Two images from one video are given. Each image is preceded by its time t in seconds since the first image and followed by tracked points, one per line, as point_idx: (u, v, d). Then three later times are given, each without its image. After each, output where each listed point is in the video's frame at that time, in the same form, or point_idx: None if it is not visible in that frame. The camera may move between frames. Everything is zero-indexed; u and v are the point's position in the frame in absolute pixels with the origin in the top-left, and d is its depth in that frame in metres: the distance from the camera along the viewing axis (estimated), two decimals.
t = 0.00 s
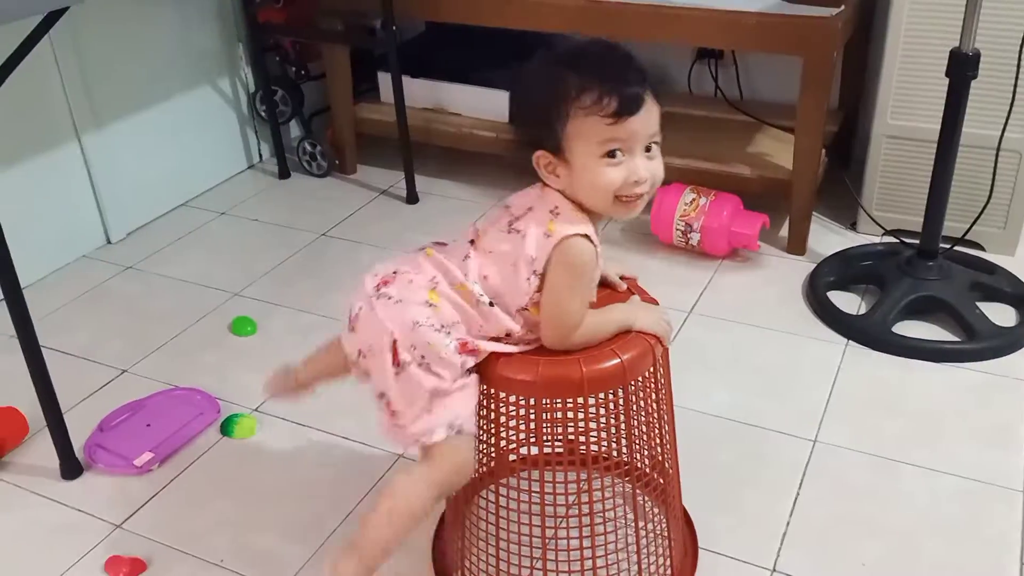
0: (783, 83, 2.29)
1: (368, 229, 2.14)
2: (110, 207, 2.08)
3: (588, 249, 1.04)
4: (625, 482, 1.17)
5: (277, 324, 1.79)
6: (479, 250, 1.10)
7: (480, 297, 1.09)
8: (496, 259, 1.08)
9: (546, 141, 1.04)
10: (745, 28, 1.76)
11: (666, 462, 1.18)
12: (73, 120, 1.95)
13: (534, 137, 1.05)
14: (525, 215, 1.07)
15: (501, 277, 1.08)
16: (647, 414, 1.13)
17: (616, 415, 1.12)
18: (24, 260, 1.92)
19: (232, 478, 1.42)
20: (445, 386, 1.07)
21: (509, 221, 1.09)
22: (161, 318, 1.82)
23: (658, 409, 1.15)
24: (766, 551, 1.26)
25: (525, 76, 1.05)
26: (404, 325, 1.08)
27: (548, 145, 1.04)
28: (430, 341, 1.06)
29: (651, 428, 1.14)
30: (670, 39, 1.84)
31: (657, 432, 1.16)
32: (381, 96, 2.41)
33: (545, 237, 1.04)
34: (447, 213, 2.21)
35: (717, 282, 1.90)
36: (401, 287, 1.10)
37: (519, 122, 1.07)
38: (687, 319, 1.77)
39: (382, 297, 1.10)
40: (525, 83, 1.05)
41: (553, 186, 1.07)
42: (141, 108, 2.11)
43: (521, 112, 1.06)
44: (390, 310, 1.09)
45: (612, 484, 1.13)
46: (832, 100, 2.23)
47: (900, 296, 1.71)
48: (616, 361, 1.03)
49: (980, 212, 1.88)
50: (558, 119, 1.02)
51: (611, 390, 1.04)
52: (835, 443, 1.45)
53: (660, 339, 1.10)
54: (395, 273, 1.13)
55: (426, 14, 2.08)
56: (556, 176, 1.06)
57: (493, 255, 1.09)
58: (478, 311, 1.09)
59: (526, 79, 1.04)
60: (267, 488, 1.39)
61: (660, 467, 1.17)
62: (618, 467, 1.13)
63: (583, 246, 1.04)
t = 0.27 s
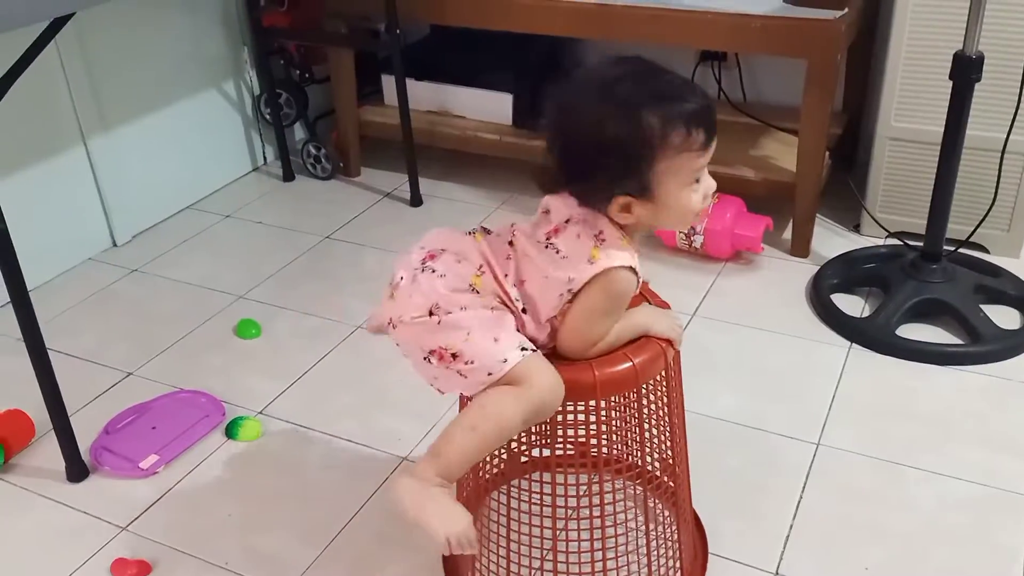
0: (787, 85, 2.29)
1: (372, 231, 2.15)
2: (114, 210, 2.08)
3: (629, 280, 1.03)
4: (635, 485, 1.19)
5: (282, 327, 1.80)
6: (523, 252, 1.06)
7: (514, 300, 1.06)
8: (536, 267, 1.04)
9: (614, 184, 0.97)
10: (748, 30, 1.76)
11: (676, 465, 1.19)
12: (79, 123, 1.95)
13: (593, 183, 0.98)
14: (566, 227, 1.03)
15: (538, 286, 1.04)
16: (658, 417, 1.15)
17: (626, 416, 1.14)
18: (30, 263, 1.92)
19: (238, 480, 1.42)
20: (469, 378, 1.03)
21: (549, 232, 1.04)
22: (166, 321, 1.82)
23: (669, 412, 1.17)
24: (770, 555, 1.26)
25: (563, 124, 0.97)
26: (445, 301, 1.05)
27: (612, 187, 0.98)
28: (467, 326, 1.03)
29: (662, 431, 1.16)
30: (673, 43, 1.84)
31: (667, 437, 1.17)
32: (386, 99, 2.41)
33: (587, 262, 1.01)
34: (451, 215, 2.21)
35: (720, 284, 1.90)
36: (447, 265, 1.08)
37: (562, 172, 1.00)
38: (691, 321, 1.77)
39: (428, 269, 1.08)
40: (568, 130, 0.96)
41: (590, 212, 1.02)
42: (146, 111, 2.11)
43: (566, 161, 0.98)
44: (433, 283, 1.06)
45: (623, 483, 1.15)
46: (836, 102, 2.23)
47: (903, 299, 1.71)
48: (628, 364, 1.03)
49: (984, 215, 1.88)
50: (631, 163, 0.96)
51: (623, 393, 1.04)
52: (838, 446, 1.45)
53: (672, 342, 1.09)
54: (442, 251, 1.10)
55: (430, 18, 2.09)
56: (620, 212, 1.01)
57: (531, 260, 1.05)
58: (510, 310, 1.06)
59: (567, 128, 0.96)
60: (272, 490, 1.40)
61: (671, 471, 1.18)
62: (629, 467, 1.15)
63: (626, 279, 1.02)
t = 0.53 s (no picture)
0: (786, 89, 2.29)
1: (371, 235, 2.15)
2: (114, 214, 2.09)
3: (635, 299, 1.01)
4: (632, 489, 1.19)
5: (281, 331, 1.80)
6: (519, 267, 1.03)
7: (506, 316, 1.05)
8: (535, 285, 1.01)
9: (669, 226, 0.92)
10: (746, 35, 1.76)
11: (673, 470, 1.19)
12: (79, 128, 1.96)
13: (647, 228, 0.92)
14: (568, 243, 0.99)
15: (536, 303, 1.02)
16: (654, 423, 1.14)
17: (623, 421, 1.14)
18: (30, 267, 1.93)
19: (236, 484, 1.43)
20: (459, 396, 1.05)
21: (550, 244, 1.00)
22: (165, 325, 1.83)
23: (666, 417, 1.16)
24: (767, 559, 1.26)
25: (610, 173, 0.90)
26: (432, 325, 1.04)
27: (664, 229, 0.92)
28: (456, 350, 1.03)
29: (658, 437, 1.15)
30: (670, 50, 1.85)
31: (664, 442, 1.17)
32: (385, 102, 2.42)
33: (595, 285, 0.98)
34: (450, 219, 2.22)
35: (719, 288, 1.90)
36: (432, 283, 1.05)
37: (610, 221, 0.92)
38: (689, 325, 1.77)
39: (413, 288, 1.06)
40: (618, 181, 0.90)
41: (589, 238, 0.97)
42: (145, 115, 2.12)
43: (616, 211, 0.91)
44: (419, 305, 1.04)
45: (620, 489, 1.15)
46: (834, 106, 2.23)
47: (900, 303, 1.72)
48: (625, 371, 1.03)
49: (982, 218, 1.88)
50: (685, 203, 0.91)
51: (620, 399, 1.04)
52: (835, 450, 1.45)
53: (666, 348, 1.10)
54: (428, 265, 1.08)
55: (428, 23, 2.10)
56: (671, 251, 0.96)
57: (528, 278, 1.01)
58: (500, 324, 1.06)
59: (616, 178, 0.89)
60: (270, 495, 1.40)
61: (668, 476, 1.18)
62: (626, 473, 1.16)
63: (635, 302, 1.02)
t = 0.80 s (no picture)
0: (781, 93, 2.30)
1: (367, 240, 2.16)
2: (110, 219, 2.09)
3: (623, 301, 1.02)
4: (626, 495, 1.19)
5: (277, 337, 1.80)
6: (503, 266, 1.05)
7: (490, 309, 1.05)
8: (522, 282, 1.02)
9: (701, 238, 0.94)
10: (742, 42, 1.77)
11: (668, 477, 1.18)
12: (74, 133, 1.96)
13: (683, 243, 0.93)
14: (557, 241, 1.01)
15: (524, 301, 1.03)
16: (648, 430, 1.13)
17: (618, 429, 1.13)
18: (26, 273, 1.93)
19: (233, 492, 1.43)
20: (450, 392, 1.05)
21: (538, 243, 1.02)
22: (161, 331, 1.83)
23: (661, 423, 1.15)
24: (763, 565, 1.26)
25: (648, 195, 0.90)
26: (416, 327, 1.06)
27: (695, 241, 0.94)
28: (441, 347, 1.04)
29: (652, 444, 1.14)
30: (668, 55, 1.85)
31: (660, 449, 1.16)
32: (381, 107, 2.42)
33: (584, 285, 0.99)
34: (446, 224, 2.22)
35: (714, 293, 1.91)
36: (411, 288, 1.08)
37: (650, 244, 0.93)
38: (684, 331, 1.78)
39: (394, 295, 1.09)
40: (657, 200, 0.90)
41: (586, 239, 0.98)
42: (141, 120, 2.12)
43: (656, 232, 0.92)
44: (400, 310, 1.07)
45: (615, 494, 1.15)
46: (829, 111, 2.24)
47: (895, 308, 1.72)
48: (619, 380, 1.03)
49: (976, 224, 1.88)
50: (716, 214, 0.93)
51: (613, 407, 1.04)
52: (830, 456, 1.46)
53: (660, 356, 1.09)
54: (407, 271, 1.11)
55: (425, 28, 2.10)
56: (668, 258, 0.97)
57: (514, 276, 1.03)
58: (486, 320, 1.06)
59: (658, 199, 0.90)
60: (267, 502, 1.41)
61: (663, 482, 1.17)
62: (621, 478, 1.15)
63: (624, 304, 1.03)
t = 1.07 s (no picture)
0: (777, 96, 2.30)
1: (364, 243, 2.15)
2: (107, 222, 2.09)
3: (615, 292, 1.04)
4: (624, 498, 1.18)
5: (274, 340, 1.80)
6: (498, 247, 1.06)
7: (485, 290, 1.07)
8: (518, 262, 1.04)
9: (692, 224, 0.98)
10: (739, 45, 1.77)
11: (665, 480, 1.17)
12: (71, 136, 1.96)
13: (675, 227, 0.97)
14: (553, 225, 1.04)
15: (520, 282, 1.05)
16: (645, 433, 1.13)
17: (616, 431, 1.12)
18: (22, 276, 1.93)
19: (230, 496, 1.43)
20: (450, 371, 1.05)
21: (534, 225, 1.05)
22: (158, 334, 1.83)
23: (658, 425, 1.14)
24: (759, 569, 1.27)
25: (646, 178, 0.94)
26: (414, 309, 1.07)
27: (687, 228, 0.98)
28: (441, 327, 1.04)
29: (649, 447, 1.14)
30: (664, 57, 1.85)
31: (657, 450, 1.15)
32: (378, 110, 2.42)
33: (578, 266, 1.01)
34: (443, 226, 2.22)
35: (711, 295, 1.91)
36: (406, 272, 1.10)
37: (643, 225, 0.96)
38: (681, 334, 1.78)
39: (389, 280, 1.10)
40: (647, 187, 0.94)
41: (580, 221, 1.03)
42: (138, 123, 2.12)
43: (650, 214, 0.95)
44: (397, 293, 1.08)
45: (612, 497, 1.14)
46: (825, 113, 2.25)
47: (891, 311, 1.73)
48: (615, 384, 1.03)
49: (972, 226, 1.89)
50: (709, 203, 0.97)
51: (610, 411, 1.04)
52: (826, 459, 1.46)
53: (656, 359, 1.09)
54: (400, 258, 1.12)
55: (422, 31, 2.10)
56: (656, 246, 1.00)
57: (510, 258, 1.05)
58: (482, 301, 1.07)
59: (653, 181, 0.94)
60: (264, 506, 1.41)
61: (659, 485, 1.17)
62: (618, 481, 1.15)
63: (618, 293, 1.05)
